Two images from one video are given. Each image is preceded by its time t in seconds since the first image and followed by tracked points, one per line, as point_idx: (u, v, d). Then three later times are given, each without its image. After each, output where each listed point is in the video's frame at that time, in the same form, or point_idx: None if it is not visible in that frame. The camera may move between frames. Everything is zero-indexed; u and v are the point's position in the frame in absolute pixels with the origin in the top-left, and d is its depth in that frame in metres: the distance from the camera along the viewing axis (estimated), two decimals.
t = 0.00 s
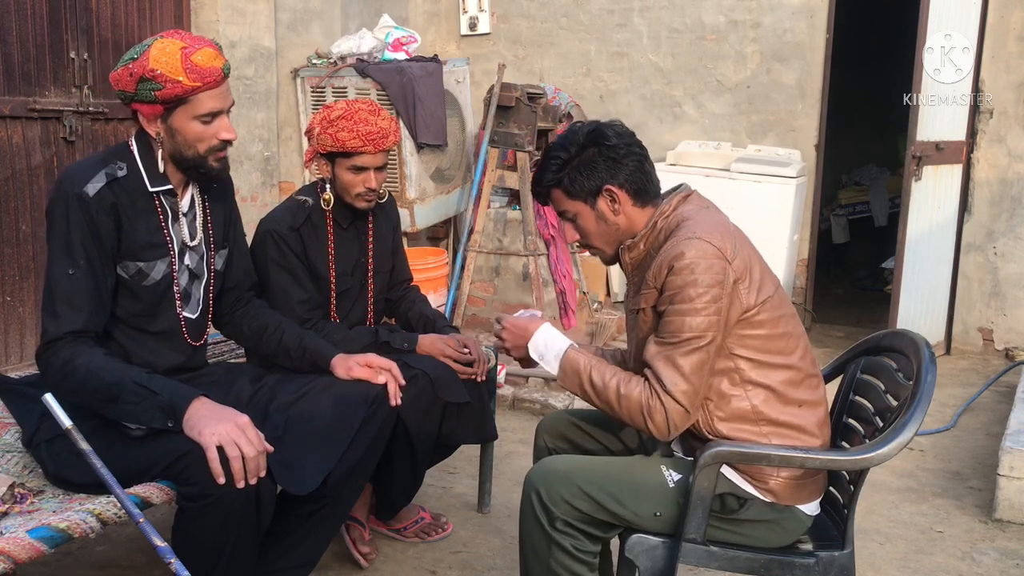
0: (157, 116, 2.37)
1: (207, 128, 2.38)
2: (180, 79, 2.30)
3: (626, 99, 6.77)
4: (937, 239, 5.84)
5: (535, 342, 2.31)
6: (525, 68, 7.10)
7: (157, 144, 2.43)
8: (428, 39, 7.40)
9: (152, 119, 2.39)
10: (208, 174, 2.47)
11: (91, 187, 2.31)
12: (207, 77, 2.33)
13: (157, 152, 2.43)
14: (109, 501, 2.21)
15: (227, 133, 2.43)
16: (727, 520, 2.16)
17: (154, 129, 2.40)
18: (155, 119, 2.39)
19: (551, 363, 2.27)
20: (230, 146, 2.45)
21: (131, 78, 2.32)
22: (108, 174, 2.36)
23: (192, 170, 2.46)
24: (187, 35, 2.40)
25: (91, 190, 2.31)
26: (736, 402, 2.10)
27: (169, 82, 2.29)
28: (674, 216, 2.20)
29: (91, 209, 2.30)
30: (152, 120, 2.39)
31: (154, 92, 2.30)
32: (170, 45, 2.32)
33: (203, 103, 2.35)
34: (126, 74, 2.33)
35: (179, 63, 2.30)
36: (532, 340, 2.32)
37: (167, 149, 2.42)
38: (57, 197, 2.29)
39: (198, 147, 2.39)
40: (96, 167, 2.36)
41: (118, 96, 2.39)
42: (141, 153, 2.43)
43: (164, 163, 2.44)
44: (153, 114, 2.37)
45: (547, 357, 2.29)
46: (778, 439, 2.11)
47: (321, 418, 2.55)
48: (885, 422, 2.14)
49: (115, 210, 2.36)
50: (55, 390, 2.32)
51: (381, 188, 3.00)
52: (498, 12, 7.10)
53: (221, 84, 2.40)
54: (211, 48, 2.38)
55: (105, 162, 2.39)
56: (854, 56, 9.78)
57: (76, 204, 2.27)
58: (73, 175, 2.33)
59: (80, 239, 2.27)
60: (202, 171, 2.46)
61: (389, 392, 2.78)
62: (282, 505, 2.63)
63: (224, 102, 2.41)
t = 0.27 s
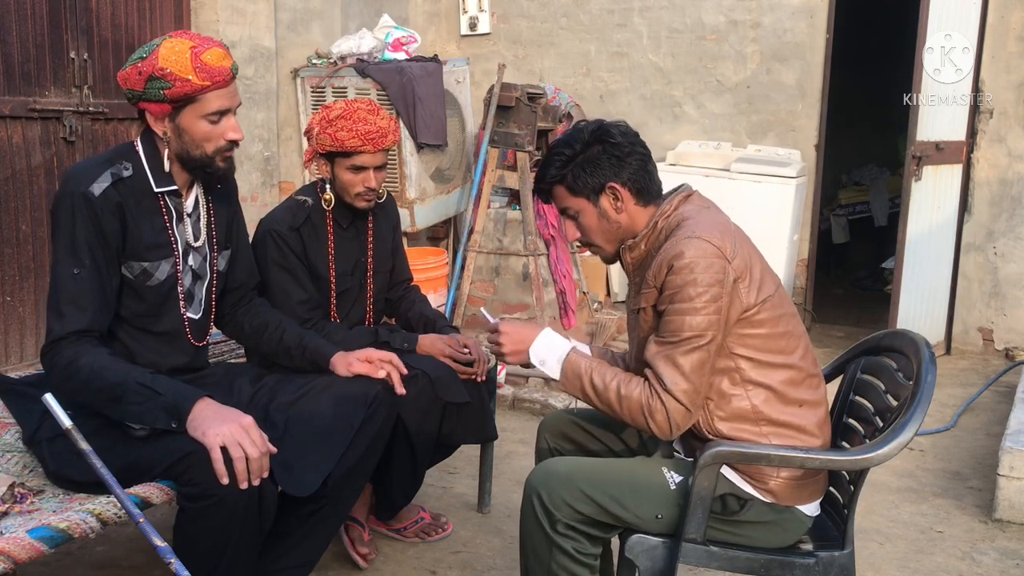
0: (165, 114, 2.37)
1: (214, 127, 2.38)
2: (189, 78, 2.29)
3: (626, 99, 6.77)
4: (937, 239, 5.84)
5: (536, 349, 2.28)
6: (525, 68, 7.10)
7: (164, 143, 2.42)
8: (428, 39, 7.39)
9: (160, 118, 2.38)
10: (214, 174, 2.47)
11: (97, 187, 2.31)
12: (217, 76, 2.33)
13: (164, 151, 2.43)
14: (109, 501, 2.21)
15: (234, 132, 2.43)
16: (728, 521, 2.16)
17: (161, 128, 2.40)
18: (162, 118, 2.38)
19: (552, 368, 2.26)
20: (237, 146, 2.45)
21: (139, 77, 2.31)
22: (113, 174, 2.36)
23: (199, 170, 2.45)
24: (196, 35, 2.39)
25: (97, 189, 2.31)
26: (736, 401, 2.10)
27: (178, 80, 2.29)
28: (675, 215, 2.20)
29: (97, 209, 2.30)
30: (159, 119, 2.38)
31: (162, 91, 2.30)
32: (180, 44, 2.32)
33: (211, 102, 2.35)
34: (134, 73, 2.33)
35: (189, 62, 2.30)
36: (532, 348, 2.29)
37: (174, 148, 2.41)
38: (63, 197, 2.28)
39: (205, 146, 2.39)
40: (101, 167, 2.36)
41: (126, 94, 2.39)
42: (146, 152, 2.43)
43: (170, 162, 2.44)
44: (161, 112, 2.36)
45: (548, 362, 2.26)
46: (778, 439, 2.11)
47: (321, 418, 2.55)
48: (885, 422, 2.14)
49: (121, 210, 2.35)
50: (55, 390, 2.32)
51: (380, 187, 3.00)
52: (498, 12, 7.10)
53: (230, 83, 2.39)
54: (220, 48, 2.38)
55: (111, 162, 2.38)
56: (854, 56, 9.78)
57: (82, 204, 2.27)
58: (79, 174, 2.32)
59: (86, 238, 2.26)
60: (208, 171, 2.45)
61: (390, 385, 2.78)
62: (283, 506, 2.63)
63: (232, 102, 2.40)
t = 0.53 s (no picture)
0: (173, 115, 2.37)
1: (222, 129, 2.39)
2: (199, 80, 2.30)
3: (626, 99, 6.77)
4: (937, 239, 5.84)
5: (533, 349, 2.28)
6: (525, 68, 7.10)
7: (171, 144, 2.43)
8: (428, 39, 7.39)
9: (168, 118, 2.39)
10: (220, 176, 2.47)
11: (102, 186, 2.31)
12: (227, 79, 2.34)
13: (171, 152, 2.44)
14: (109, 501, 2.21)
15: (242, 135, 2.43)
16: (728, 521, 2.16)
17: (169, 129, 2.40)
18: (170, 118, 2.39)
19: (550, 369, 2.25)
20: (243, 150, 2.45)
21: (149, 77, 2.32)
22: (119, 174, 2.36)
23: (205, 171, 2.46)
24: (207, 38, 2.40)
25: (102, 189, 2.31)
26: (736, 400, 2.10)
27: (188, 82, 2.30)
28: (677, 214, 2.20)
29: (103, 209, 2.30)
30: (167, 119, 2.39)
31: (171, 92, 2.31)
32: (191, 45, 2.32)
33: (219, 104, 2.35)
34: (144, 72, 2.33)
35: (200, 64, 2.30)
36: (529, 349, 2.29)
37: (181, 150, 2.42)
38: (69, 197, 2.28)
39: (212, 148, 2.39)
40: (108, 166, 2.36)
41: (135, 94, 2.40)
42: (153, 153, 2.43)
43: (178, 163, 2.44)
44: (169, 113, 2.37)
45: (546, 365, 2.26)
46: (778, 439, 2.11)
47: (321, 418, 2.55)
48: (885, 422, 2.14)
49: (126, 210, 2.35)
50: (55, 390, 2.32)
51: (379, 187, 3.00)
52: (498, 12, 7.10)
53: (239, 86, 2.40)
54: (231, 51, 2.39)
55: (117, 162, 2.38)
56: (854, 56, 9.78)
57: (87, 204, 2.27)
58: (85, 174, 2.32)
59: (90, 238, 2.26)
60: (215, 173, 2.45)
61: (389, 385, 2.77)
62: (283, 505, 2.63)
63: (241, 105, 2.41)
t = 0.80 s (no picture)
0: (185, 116, 2.37)
1: (233, 132, 2.39)
2: (214, 82, 2.31)
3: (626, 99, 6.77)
4: (937, 239, 5.84)
5: (542, 351, 2.30)
6: (525, 68, 7.10)
7: (183, 145, 2.43)
8: (428, 39, 7.39)
9: (180, 119, 2.39)
10: (228, 180, 2.48)
11: (110, 186, 2.31)
12: (241, 82, 2.35)
13: (181, 152, 2.44)
14: (109, 501, 2.21)
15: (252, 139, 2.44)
16: (728, 521, 2.16)
17: (180, 130, 2.40)
18: (182, 119, 2.39)
19: (558, 372, 2.27)
20: (253, 153, 2.46)
21: (163, 77, 2.32)
22: (127, 174, 2.36)
23: (214, 174, 2.46)
24: (222, 41, 2.41)
25: (110, 189, 2.31)
26: (738, 401, 2.10)
27: (203, 84, 2.30)
28: (678, 214, 2.20)
29: (109, 208, 2.30)
30: (180, 120, 2.39)
31: (185, 93, 2.31)
32: (207, 48, 2.33)
33: (232, 107, 2.36)
34: (158, 72, 2.33)
35: (215, 67, 2.31)
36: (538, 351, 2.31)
37: (192, 151, 2.42)
38: (76, 196, 2.29)
39: (223, 151, 2.40)
40: (115, 166, 2.36)
41: (148, 94, 2.39)
42: (160, 154, 2.43)
43: (189, 165, 2.45)
44: (182, 113, 2.37)
45: (553, 368, 2.27)
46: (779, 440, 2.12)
47: (321, 418, 2.55)
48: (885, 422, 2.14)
49: (133, 210, 2.36)
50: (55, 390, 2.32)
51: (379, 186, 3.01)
52: (498, 12, 7.10)
53: (252, 91, 2.41)
54: (245, 55, 2.40)
55: (125, 162, 2.38)
56: (854, 56, 9.78)
57: (94, 203, 2.28)
58: (92, 173, 2.33)
59: (97, 238, 2.27)
60: (223, 176, 2.46)
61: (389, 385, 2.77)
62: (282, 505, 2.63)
63: (253, 109, 2.42)
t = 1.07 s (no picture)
0: (198, 120, 2.38)
1: (245, 137, 2.39)
2: (228, 87, 2.31)
3: (626, 99, 6.77)
4: (937, 239, 5.84)
5: (562, 364, 2.28)
6: (525, 68, 7.10)
7: (194, 148, 2.44)
8: (428, 39, 7.39)
9: (192, 122, 2.39)
10: (237, 185, 2.48)
11: (117, 186, 2.32)
12: (255, 88, 2.35)
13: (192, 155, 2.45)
14: (109, 501, 2.21)
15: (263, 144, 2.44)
16: (728, 522, 2.16)
17: (192, 133, 2.40)
18: (194, 123, 2.39)
19: (579, 384, 2.26)
20: (262, 160, 2.46)
21: (178, 80, 2.32)
22: (134, 175, 2.37)
23: (222, 178, 2.46)
24: (236, 46, 2.42)
25: (116, 188, 2.32)
26: (740, 403, 2.11)
27: (217, 88, 2.31)
28: (679, 215, 2.20)
29: (115, 208, 2.31)
30: (192, 123, 2.39)
31: (199, 96, 2.31)
32: (222, 52, 2.34)
33: (244, 113, 2.36)
34: (172, 75, 2.34)
35: (229, 71, 2.32)
36: (558, 364, 2.29)
37: (202, 154, 2.43)
38: (83, 195, 2.30)
39: (233, 155, 2.40)
40: (123, 166, 2.37)
41: (161, 96, 2.39)
42: (169, 156, 2.44)
43: (199, 168, 2.45)
44: (194, 117, 2.37)
45: (576, 379, 2.26)
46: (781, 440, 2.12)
47: (321, 418, 2.55)
48: (886, 422, 2.14)
49: (138, 210, 2.36)
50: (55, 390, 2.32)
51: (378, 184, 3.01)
52: (498, 13, 7.10)
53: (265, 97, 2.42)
54: (259, 61, 2.41)
55: (133, 162, 2.39)
56: (854, 56, 9.78)
57: (100, 203, 2.29)
58: (100, 172, 2.34)
59: (101, 238, 2.28)
60: (232, 180, 2.46)
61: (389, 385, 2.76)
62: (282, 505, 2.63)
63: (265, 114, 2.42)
